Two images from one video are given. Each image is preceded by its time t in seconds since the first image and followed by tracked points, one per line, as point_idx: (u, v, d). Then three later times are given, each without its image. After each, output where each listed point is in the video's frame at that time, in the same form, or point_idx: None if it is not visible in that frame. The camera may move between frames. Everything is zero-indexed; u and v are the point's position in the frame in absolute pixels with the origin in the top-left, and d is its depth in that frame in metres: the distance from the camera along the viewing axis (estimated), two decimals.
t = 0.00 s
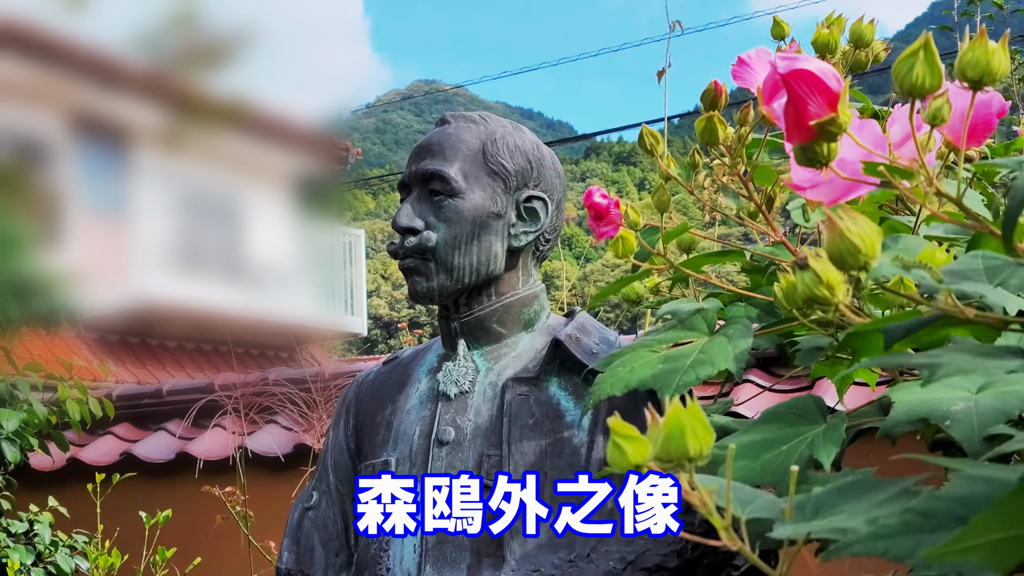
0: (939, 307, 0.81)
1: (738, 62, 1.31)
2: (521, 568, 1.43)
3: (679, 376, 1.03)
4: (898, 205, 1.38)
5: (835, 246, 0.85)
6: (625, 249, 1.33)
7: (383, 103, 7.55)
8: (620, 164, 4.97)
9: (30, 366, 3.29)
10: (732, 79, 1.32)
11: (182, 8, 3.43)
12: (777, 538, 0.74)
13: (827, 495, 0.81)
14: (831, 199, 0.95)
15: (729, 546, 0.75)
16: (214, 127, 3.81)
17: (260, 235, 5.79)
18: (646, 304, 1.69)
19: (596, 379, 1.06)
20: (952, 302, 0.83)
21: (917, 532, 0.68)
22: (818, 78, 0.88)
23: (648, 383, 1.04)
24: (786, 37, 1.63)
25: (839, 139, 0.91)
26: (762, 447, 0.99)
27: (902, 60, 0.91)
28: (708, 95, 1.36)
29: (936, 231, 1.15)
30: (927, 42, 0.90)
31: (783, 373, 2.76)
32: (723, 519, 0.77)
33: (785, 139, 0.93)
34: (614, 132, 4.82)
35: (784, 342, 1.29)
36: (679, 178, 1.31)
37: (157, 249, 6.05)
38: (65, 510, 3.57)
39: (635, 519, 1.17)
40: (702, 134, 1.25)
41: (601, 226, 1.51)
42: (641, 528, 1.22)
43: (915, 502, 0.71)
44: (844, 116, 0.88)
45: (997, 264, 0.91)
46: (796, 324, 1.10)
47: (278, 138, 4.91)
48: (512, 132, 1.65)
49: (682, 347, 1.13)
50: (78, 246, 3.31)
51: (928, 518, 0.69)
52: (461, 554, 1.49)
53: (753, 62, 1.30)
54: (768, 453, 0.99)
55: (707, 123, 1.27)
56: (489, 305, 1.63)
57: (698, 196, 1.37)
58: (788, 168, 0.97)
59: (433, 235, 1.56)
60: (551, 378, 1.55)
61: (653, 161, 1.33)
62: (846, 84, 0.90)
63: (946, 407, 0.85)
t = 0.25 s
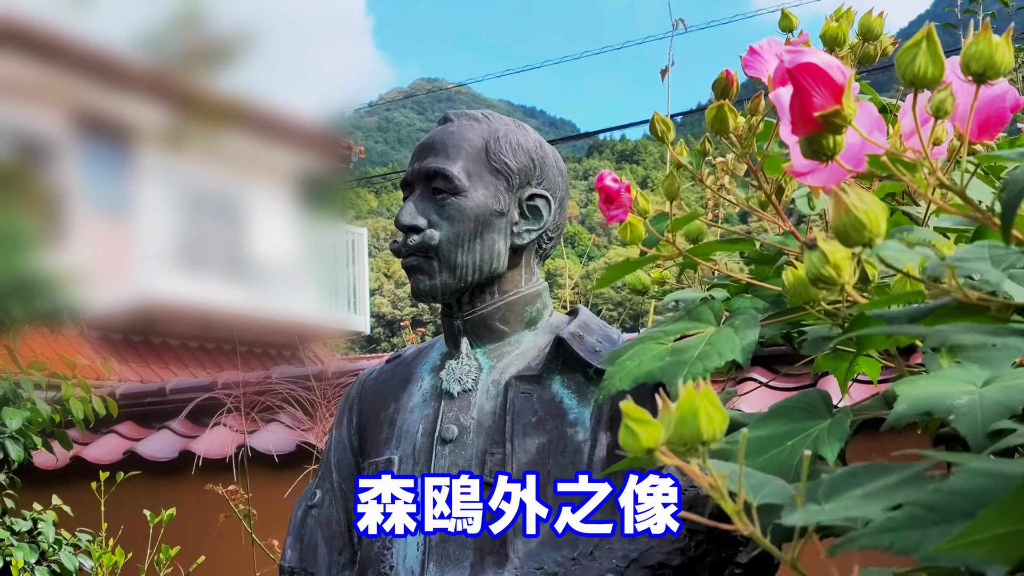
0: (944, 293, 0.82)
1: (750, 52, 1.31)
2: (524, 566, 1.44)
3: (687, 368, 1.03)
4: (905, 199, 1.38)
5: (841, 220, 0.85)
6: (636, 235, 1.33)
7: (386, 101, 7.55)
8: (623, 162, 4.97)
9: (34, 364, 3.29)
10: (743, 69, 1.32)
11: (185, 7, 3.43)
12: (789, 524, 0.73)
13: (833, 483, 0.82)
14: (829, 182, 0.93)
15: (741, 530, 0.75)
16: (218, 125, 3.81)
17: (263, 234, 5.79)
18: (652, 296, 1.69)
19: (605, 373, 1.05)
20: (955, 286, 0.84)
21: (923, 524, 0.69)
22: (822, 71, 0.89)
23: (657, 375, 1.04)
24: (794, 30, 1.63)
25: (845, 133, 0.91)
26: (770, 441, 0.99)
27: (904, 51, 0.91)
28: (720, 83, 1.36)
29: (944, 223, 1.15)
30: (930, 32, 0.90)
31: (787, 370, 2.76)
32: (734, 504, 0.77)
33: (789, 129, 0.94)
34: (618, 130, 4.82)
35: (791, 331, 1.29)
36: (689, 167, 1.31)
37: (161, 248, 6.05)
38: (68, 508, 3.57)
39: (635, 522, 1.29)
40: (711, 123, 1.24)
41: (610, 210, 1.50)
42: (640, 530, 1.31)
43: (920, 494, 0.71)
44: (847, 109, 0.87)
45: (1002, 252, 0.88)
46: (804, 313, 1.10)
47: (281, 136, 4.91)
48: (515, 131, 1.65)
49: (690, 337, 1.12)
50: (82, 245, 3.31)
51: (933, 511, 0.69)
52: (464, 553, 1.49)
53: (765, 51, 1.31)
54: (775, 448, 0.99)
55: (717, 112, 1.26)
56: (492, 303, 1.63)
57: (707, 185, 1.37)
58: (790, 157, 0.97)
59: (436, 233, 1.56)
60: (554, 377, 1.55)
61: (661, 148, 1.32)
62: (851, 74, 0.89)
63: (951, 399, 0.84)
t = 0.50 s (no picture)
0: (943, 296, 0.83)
1: (762, 41, 1.31)
2: (526, 565, 1.44)
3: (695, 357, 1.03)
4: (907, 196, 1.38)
5: (839, 234, 0.85)
6: (642, 225, 1.33)
7: (388, 100, 7.55)
8: (625, 160, 4.97)
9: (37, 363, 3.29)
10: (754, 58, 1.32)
11: (188, 6, 3.43)
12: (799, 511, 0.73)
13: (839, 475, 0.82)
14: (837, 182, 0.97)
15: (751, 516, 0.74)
16: (221, 124, 3.81)
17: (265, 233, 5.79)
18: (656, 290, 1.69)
19: (609, 356, 1.05)
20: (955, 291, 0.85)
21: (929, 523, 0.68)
22: (822, 72, 0.89)
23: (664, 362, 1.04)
24: (798, 26, 1.63)
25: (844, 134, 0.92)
26: (779, 430, 1.00)
27: (904, 49, 0.91)
28: (731, 72, 1.36)
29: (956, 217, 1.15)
30: (930, 30, 0.90)
31: (787, 369, 2.76)
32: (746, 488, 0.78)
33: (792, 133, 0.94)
34: (620, 129, 4.82)
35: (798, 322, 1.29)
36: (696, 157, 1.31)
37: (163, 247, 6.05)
38: (71, 507, 3.57)
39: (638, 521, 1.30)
40: (721, 112, 1.24)
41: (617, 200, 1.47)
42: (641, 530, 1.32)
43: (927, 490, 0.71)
44: (849, 110, 0.87)
45: (1000, 260, 0.87)
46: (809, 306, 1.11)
47: (283, 134, 4.92)
48: (516, 130, 1.65)
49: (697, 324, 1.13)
50: (85, 245, 3.31)
51: (940, 509, 0.69)
52: (466, 552, 1.49)
53: (777, 41, 1.30)
54: (784, 437, 0.99)
55: (729, 101, 1.26)
56: (494, 302, 1.63)
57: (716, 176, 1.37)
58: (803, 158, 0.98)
59: (437, 233, 1.56)
60: (555, 376, 1.55)
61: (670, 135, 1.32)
62: (851, 74, 0.89)
63: (958, 391, 0.85)
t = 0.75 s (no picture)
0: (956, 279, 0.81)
1: (768, 36, 1.31)
2: (527, 563, 1.44)
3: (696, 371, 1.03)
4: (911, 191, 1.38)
5: (854, 214, 0.84)
6: (647, 220, 1.32)
7: (390, 99, 7.56)
8: (627, 159, 4.97)
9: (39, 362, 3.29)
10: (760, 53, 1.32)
11: (189, 4, 3.43)
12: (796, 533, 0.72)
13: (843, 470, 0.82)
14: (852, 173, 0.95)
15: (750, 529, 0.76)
16: (222, 122, 3.81)
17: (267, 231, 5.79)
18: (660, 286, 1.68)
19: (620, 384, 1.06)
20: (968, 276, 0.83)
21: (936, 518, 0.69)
22: (838, 56, 0.88)
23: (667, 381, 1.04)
24: (803, 23, 1.63)
25: (857, 118, 0.91)
26: (779, 431, 1.00)
27: (920, 36, 0.90)
28: (736, 67, 1.37)
29: (958, 210, 1.17)
30: (946, 18, 0.89)
31: (788, 366, 2.77)
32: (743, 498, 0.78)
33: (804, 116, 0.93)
34: (622, 127, 4.82)
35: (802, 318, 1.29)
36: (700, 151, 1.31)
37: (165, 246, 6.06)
38: (73, 506, 3.58)
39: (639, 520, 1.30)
40: (726, 107, 1.24)
41: (622, 195, 1.51)
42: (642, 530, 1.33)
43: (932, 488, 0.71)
44: (862, 95, 0.87)
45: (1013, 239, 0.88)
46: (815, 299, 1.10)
47: (285, 133, 4.92)
48: (517, 129, 1.65)
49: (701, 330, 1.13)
50: (87, 243, 3.32)
51: (948, 501, 0.69)
52: (467, 550, 1.49)
53: (782, 36, 1.31)
54: (787, 437, 0.99)
55: (733, 96, 1.25)
56: (494, 300, 1.64)
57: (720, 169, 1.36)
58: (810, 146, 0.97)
59: (438, 231, 1.57)
60: (556, 374, 1.55)
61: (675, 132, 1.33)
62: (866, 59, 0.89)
63: (959, 394, 0.85)
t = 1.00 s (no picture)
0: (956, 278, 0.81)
1: (768, 35, 1.32)
2: (530, 561, 1.45)
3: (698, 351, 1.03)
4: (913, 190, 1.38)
5: (855, 212, 0.83)
6: (648, 216, 1.32)
7: (392, 98, 7.57)
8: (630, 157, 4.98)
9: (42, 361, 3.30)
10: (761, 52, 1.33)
11: (190, 3, 3.44)
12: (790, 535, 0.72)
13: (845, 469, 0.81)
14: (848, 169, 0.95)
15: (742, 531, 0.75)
16: (224, 121, 3.82)
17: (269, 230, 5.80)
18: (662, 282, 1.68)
19: (616, 351, 1.05)
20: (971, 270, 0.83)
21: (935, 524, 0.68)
22: (838, 53, 0.88)
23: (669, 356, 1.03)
24: (805, 22, 1.63)
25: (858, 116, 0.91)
26: (781, 426, 1.00)
27: (921, 34, 0.90)
28: (736, 65, 1.37)
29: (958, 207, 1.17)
30: (948, 15, 0.89)
31: (791, 365, 2.77)
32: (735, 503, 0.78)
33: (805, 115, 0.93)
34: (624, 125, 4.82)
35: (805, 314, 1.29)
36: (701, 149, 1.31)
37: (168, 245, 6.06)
38: (77, 505, 3.58)
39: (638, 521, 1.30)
40: (727, 104, 1.26)
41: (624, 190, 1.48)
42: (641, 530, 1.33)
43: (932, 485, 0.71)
44: (862, 91, 0.87)
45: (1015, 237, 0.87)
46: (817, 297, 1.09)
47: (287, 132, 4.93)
48: (519, 128, 1.66)
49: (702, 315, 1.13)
50: (90, 242, 3.32)
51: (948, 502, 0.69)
52: (469, 548, 1.50)
53: (783, 35, 1.31)
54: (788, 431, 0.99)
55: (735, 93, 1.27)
56: (496, 299, 1.64)
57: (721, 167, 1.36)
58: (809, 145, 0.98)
59: (440, 230, 1.57)
60: (558, 372, 1.56)
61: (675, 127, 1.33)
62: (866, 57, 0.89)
63: (962, 382, 0.85)
